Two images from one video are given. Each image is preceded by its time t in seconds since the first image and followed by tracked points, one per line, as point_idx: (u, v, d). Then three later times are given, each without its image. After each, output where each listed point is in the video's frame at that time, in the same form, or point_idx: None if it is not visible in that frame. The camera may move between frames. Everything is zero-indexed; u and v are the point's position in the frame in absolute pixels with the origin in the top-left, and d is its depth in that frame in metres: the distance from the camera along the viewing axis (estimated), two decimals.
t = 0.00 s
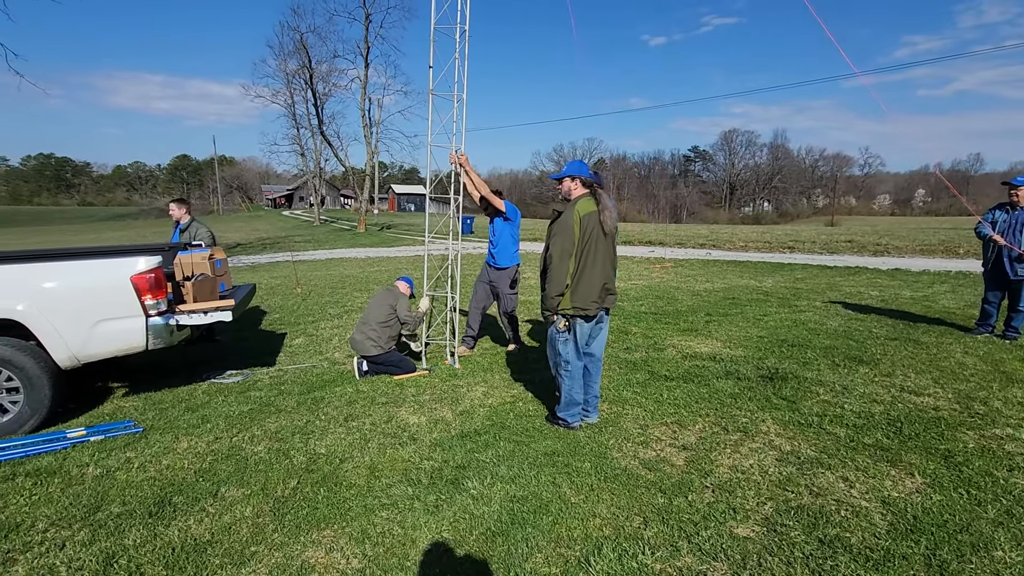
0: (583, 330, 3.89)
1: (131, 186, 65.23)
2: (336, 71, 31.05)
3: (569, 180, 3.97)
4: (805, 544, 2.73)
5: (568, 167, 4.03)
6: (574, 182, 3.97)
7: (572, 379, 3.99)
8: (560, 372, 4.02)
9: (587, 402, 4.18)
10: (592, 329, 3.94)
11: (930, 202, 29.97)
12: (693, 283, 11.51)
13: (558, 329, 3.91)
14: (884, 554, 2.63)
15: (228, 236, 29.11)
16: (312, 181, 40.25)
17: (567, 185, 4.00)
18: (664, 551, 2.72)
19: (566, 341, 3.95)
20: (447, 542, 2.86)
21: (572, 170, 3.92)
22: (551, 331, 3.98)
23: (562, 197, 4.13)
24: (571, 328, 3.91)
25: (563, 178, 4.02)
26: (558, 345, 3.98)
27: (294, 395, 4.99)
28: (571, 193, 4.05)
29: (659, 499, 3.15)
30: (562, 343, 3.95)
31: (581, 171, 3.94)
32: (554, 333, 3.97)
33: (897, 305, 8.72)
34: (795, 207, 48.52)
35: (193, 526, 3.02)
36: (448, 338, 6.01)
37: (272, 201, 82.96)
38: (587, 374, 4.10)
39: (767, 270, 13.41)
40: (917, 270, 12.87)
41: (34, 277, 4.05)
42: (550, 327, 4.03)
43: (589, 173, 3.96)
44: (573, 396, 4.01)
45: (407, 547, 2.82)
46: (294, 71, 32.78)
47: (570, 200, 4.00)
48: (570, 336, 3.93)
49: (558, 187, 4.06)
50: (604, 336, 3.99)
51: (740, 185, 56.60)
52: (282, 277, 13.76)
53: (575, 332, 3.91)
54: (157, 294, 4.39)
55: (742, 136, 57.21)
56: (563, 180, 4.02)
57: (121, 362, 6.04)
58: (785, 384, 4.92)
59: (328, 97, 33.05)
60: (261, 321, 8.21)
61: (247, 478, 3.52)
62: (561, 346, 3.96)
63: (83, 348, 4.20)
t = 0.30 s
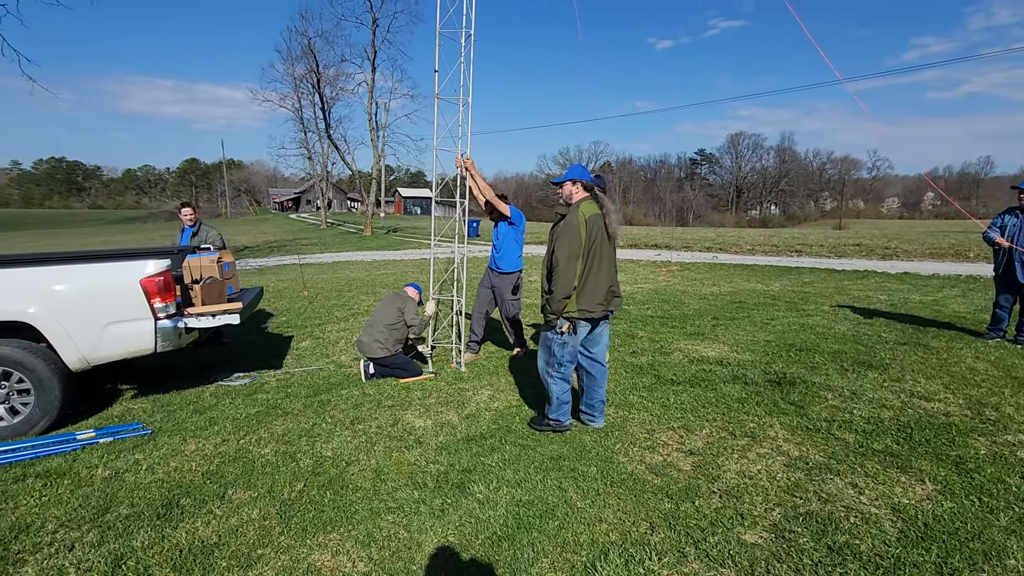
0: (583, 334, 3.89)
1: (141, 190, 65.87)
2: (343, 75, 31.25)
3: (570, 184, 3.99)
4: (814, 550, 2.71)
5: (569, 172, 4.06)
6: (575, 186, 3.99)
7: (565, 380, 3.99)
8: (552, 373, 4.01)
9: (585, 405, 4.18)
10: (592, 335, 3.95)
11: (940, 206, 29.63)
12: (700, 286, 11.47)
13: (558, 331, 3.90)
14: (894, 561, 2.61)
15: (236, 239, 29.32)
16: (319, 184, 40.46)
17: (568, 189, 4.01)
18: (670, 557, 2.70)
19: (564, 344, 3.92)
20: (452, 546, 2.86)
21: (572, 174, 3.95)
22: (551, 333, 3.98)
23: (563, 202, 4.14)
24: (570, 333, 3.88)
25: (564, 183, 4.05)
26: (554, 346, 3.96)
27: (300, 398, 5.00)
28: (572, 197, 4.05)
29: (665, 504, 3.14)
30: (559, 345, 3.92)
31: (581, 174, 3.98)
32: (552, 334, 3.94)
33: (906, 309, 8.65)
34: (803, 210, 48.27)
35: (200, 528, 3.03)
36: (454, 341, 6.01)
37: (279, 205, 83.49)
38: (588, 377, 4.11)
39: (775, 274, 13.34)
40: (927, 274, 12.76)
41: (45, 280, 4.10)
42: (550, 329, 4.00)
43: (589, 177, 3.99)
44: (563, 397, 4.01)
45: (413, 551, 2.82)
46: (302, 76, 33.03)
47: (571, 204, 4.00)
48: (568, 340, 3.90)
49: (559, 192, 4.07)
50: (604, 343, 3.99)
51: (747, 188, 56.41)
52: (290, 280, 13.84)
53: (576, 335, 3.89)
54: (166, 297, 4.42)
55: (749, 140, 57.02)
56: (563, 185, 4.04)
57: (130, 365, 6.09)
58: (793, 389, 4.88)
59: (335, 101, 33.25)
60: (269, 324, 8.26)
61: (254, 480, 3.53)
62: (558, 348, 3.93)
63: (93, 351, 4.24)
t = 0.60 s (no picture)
0: (574, 347, 3.86)
1: (148, 194, 66.39)
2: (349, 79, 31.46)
3: (553, 196, 3.95)
4: (821, 557, 2.69)
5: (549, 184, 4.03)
6: (558, 198, 3.95)
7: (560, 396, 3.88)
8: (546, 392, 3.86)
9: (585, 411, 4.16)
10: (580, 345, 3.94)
11: (946, 210, 29.51)
12: (705, 290, 11.45)
13: (549, 347, 3.79)
14: (902, 569, 2.58)
15: (242, 243, 29.47)
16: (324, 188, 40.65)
17: (552, 202, 3.96)
18: (676, 563, 2.69)
19: (556, 359, 3.83)
20: (457, 551, 2.85)
21: (553, 186, 3.91)
22: (540, 351, 3.87)
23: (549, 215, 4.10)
24: (562, 346, 3.81)
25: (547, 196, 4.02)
26: (546, 363, 3.85)
27: (306, 402, 5.02)
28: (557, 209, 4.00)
29: (671, 510, 3.12)
30: (551, 361, 3.82)
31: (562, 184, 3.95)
32: (543, 351, 3.84)
33: (913, 314, 8.61)
34: (809, 214, 48.14)
35: (206, 531, 3.04)
36: (458, 345, 6.02)
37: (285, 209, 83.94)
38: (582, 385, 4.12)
39: (781, 278, 13.31)
40: (934, 279, 12.69)
41: (54, 283, 4.14)
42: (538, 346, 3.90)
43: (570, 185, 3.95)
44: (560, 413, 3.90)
45: (418, 555, 2.82)
46: (308, 81, 33.26)
47: (557, 216, 3.95)
48: (560, 354, 3.82)
49: (543, 206, 4.03)
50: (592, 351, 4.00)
51: (752, 193, 56.33)
52: (295, 284, 13.90)
53: (566, 348, 3.83)
54: (173, 300, 4.45)
55: (754, 144, 56.99)
56: (546, 197, 3.99)
57: (137, 368, 6.12)
58: (799, 394, 4.86)
59: (341, 105, 33.44)
60: (274, 328, 8.29)
61: (259, 484, 3.54)
62: (551, 364, 3.82)
63: (100, 354, 4.27)
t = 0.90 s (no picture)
0: (554, 353, 3.83)
1: (154, 200, 66.79)
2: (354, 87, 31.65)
3: (526, 205, 3.94)
4: (827, 567, 2.67)
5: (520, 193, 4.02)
6: (531, 207, 3.94)
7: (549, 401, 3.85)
8: (533, 402, 3.81)
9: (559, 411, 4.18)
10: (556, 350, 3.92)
11: (951, 218, 29.41)
12: (709, 297, 11.41)
13: (530, 357, 3.72)
14: None
15: (246, 248, 29.59)
16: (329, 194, 40.76)
17: (524, 211, 3.95)
18: (680, 573, 2.67)
19: (538, 367, 3.78)
20: (460, 558, 2.84)
21: (524, 193, 3.92)
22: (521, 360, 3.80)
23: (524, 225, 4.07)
24: (542, 357, 3.76)
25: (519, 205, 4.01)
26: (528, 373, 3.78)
27: (309, 407, 5.02)
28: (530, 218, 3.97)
29: (675, 518, 3.11)
30: (534, 370, 3.76)
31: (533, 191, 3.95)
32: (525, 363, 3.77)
33: (918, 322, 8.56)
34: (813, 221, 48.03)
35: (209, 537, 3.04)
36: (462, 351, 6.01)
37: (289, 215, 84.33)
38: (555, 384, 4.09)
39: (785, 286, 13.27)
40: (939, 287, 12.65)
41: (61, 288, 4.16)
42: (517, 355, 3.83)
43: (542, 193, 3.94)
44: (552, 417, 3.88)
45: (421, 562, 2.81)
46: (313, 88, 33.48)
47: (531, 224, 3.92)
48: (542, 363, 3.78)
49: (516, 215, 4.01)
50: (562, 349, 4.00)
51: (756, 200, 56.28)
52: (299, 289, 13.93)
53: (547, 357, 3.79)
54: (178, 305, 4.47)
55: (757, 151, 57.05)
56: (519, 206, 3.99)
57: (141, 372, 6.14)
58: (804, 402, 4.83)
59: (346, 112, 33.63)
60: (278, 333, 8.31)
61: (262, 489, 3.54)
62: (534, 374, 3.77)
63: (105, 358, 4.28)
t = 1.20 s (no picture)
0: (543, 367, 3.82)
1: (158, 210, 67.17)
2: (358, 100, 31.97)
3: (503, 216, 3.79)
4: None
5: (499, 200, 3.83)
6: (506, 217, 3.80)
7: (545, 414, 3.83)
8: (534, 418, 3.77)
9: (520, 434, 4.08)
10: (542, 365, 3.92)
11: (952, 232, 29.45)
12: (711, 311, 11.39)
13: (525, 374, 3.67)
14: None
15: (248, 259, 29.69)
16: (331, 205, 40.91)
17: (501, 221, 3.80)
18: None
19: (530, 384, 3.73)
20: (459, 573, 2.81)
21: (506, 206, 3.74)
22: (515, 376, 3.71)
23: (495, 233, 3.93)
24: (536, 373, 3.72)
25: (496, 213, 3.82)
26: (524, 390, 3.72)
27: (310, 419, 5.00)
28: (505, 229, 3.84)
29: (677, 533, 3.08)
30: (529, 387, 3.72)
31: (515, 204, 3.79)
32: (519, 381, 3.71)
33: (921, 336, 8.52)
34: (814, 235, 48.07)
35: (207, 550, 3.02)
36: (463, 363, 6.00)
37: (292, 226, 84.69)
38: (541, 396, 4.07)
39: (787, 299, 13.25)
40: (942, 301, 12.61)
41: (64, 298, 4.18)
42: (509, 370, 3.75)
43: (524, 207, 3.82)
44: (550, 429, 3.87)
45: None
46: (318, 101, 33.82)
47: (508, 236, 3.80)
48: (534, 378, 3.75)
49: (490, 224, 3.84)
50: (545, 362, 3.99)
51: (757, 213, 56.39)
52: (301, 300, 13.94)
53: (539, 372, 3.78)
54: (180, 316, 4.47)
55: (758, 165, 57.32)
56: (494, 216, 3.82)
57: (142, 383, 6.13)
58: (807, 417, 4.80)
59: (350, 125, 33.94)
60: (279, 344, 8.30)
61: (261, 502, 3.51)
62: (529, 390, 3.72)
63: (106, 369, 4.28)
